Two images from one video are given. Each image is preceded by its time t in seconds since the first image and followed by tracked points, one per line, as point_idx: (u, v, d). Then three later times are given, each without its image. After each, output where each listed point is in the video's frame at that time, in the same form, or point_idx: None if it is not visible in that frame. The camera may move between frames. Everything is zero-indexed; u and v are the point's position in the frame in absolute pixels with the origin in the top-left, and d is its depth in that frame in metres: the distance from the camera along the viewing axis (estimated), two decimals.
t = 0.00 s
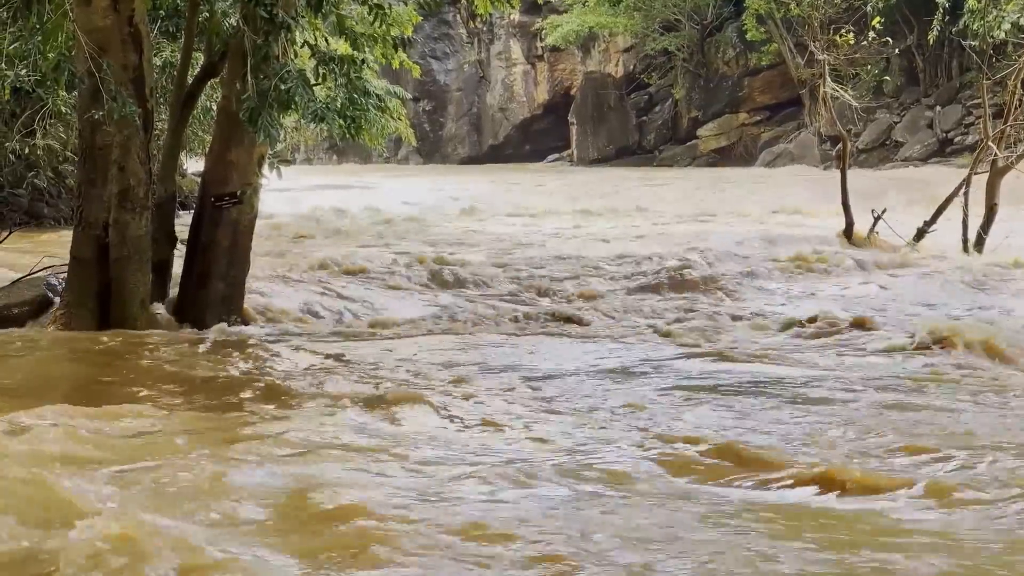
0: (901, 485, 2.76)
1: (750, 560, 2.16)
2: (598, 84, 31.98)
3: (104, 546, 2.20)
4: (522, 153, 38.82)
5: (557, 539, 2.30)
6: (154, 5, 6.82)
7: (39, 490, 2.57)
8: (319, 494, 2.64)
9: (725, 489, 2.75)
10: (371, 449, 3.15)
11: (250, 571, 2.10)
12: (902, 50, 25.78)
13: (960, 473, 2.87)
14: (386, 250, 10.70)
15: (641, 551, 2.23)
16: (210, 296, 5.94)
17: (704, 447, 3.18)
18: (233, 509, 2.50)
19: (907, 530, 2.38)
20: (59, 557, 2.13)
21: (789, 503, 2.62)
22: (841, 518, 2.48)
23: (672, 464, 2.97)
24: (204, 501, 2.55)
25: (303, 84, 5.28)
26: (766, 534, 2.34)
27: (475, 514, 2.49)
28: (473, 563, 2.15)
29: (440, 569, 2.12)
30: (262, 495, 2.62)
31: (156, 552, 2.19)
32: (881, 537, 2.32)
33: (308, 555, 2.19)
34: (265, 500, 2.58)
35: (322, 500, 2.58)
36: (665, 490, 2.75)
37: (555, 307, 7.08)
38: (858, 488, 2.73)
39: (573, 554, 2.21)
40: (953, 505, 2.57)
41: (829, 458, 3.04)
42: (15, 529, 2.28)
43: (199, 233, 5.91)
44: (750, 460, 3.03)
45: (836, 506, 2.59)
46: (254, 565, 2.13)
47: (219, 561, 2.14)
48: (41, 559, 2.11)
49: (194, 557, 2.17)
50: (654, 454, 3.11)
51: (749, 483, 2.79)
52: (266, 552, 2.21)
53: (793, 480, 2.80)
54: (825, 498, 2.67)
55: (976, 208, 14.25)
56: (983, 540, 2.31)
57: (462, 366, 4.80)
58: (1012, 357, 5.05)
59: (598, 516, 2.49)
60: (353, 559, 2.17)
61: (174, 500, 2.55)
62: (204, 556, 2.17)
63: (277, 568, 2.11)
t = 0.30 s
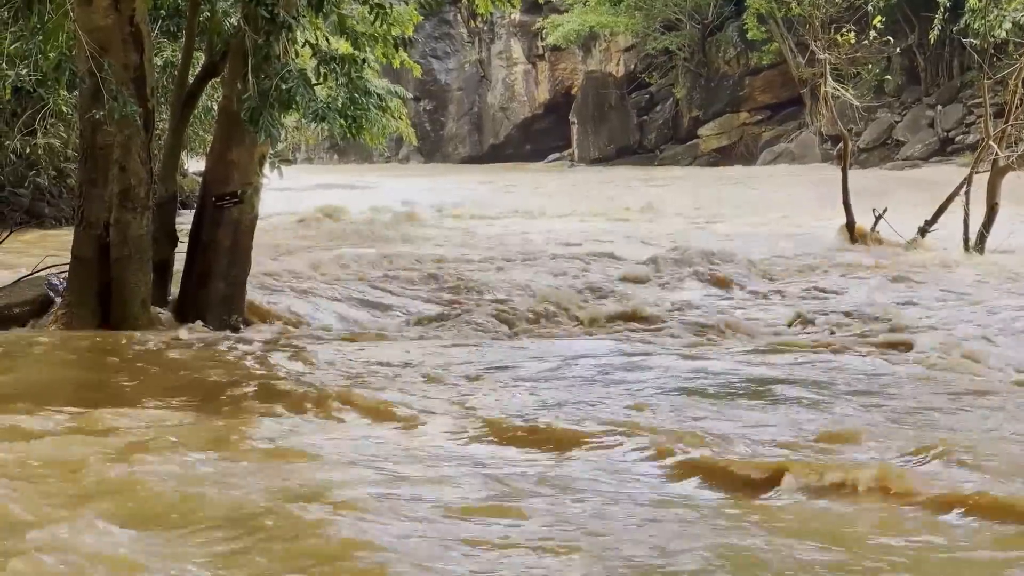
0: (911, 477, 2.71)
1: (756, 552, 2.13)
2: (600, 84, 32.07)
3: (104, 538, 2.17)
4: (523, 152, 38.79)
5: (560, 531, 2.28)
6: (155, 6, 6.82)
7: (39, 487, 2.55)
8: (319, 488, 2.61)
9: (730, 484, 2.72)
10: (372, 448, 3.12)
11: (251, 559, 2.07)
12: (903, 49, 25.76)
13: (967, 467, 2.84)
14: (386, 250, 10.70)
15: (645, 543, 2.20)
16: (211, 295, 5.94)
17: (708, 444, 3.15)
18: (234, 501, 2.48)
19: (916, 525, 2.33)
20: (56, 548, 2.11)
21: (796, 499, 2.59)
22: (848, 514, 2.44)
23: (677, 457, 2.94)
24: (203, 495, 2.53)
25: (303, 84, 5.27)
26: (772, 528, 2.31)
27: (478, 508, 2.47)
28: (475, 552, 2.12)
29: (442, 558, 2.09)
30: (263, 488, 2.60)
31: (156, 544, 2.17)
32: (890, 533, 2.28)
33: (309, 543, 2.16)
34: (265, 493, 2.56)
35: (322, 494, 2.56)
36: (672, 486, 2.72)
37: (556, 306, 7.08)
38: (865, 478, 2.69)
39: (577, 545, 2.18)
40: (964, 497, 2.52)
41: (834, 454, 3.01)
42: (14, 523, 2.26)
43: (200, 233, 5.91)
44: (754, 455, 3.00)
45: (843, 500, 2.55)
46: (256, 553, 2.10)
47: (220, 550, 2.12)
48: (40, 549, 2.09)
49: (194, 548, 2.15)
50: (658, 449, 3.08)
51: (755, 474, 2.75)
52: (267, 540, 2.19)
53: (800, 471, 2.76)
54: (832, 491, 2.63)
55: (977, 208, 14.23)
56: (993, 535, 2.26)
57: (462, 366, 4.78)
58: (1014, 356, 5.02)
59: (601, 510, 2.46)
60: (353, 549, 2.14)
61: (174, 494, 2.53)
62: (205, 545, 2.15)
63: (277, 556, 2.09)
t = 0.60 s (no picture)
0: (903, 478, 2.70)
1: (767, 553, 2.11)
2: (600, 82, 32.34)
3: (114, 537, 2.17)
4: (523, 152, 38.76)
5: (568, 531, 2.27)
6: (155, 5, 6.82)
7: (43, 490, 2.54)
8: (325, 488, 2.60)
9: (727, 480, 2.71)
10: (375, 449, 3.11)
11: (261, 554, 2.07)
12: (903, 48, 25.75)
13: (974, 468, 2.82)
14: (386, 249, 10.69)
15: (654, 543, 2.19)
16: (212, 295, 5.93)
17: (713, 445, 3.14)
18: (238, 502, 2.47)
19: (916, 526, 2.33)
20: (64, 548, 2.09)
21: (792, 496, 2.59)
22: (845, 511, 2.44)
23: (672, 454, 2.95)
24: (210, 496, 2.52)
25: (304, 83, 5.26)
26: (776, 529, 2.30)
27: (483, 508, 2.46)
28: (484, 551, 2.11)
29: (453, 556, 2.08)
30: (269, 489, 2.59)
31: (164, 542, 2.16)
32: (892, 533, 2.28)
33: (319, 542, 2.15)
34: (271, 493, 2.55)
35: (327, 492, 2.55)
36: (668, 485, 2.72)
37: (556, 305, 7.06)
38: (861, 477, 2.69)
39: (588, 545, 2.17)
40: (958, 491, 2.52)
41: (840, 455, 2.99)
42: (21, 524, 2.25)
43: (201, 234, 5.90)
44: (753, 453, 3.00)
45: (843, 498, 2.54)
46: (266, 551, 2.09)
47: (228, 548, 2.11)
48: (50, 549, 2.08)
49: (204, 546, 2.14)
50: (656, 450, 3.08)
51: (757, 472, 2.74)
52: (277, 540, 2.17)
53: (799, 470, 2.76)
54: (829, 487, 2.63)
55: (978, 207, 14.19)
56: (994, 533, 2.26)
57: (464, 366, 4.77)
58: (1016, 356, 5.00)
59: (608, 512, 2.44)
60: (360, 547, 2.13)
61: (178, 494, 2.52)
62: (214, 542, 2.14)
63: (286, 554, 2.08)
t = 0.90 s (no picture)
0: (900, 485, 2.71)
1: (758, 564, 2.12)
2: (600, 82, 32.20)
3: (114, 550, 2.17)
4: (523, 151, 38.74)
5: (564, 542, 2.27)
6: (156, 5, 6.82)
7: (43, 500, 2.54)
8: (325, 497, 2.60)
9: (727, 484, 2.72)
10: (375, 453, 3.12)
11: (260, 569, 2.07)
12: (904, 48, 25.74)
13: (973, 477, 2.83)
14: (387, 249, 10.69)
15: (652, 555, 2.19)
16: (212, 294, 5.93)
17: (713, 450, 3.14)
18: (237, 513, 2.47)
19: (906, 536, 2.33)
20: (64, 563, 2.09)
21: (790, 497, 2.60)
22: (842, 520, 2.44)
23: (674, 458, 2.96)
24: (209, 507, 2.52)
25: (304, 82, 5.27)
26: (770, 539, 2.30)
27: (483, 517, 2.46)
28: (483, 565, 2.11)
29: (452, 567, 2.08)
30: (269, 498, 2.59)
31: (164, 555, 2.16)
32: (884, 544, 2.28)
33: (318, 556, 2.16)
34: (271, 503, 2.55)
35: (327, 503, 2.56)
36: (668, 484, 2.74)
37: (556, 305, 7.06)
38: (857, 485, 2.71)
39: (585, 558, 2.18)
40: (949, 503, 2.52)
41: (838, 462, 3.00)
42: (21, 537, 2.25)
43: (201, 233, 5.89)
44: (753, 460, 3.01)
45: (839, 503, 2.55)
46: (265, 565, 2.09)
47: (231, 561, 2.11)
48: (52, 563, 2.09)
49: (203, 558, 2.14)
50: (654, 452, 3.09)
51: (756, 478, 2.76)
52: (277, 551, 2.19)
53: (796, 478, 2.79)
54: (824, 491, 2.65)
55: (978, 207, 14.18)
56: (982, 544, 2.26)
57: (463, 367, 4.78)
58: (1014, 357, 5.01)
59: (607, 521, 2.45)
60: (360, 561, 2.14)
61: (175, 506, 2.52)
62: (214, 556, 2.14)
63: (286, 568, 2.09)
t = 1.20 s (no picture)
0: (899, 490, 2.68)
1: (765, 566, 2.11)
2: (600, 82, 32.35)
3: (112, 552, 2.17)
4: (524, 151, 38.72)
5: (565, 544, 2.27)
6: (156, 5, 6.83)
7: (43, 501, 2.54)
8: (322, 499, 2.60)
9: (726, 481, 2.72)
10: (375, 454, 3.11)
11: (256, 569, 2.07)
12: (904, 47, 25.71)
13: (974, 478, 2.81)
14: (387, 248, 10.68)
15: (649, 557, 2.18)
16: (212, 294, 5.93)
17: (712, 450, 3.14)
18: (235, 515, 2.46)
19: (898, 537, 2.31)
20: (62, 567, 2.09)
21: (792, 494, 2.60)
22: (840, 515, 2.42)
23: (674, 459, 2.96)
24: (207, 508, 2.51)
25: (304, 82, 5.28)
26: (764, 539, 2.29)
27: (481, 519, 2.46)
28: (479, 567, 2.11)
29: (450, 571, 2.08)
30: (266, 500, 2.59)
31: (163, 556, 2.15)
32: (876, 546, 2.25)
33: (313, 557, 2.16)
34: (269, 505, 2.54)
35: (324, 505, 2.55)
36: (670, 482, 2.73)
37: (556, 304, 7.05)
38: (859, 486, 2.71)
39: (580, 561, 2.16)
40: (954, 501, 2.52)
41: (838, 463, 2.99)
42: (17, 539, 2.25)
43: (201, 233, 5.89)
44: (754, 460, 3.00)
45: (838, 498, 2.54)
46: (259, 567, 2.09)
47: (231, 563, 2.11)
48: (50, 566, 2.08)
49: (202, 560, 2.13)
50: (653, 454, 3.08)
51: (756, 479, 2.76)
52: (277, 552, 2.18)
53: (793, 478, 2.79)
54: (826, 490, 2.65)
55: (978, 206, 14.16)
56: (974, 550, 2.23)
57: (463, 366, 4.78)
58: (1014, 356, 5.00)
59: (603, 522, 2.44)
60: (356, 563, 2.13)
61: (174, 507, 2.51)
62: (212, 557, 2.14)
63: (287, 569, 2.08)
